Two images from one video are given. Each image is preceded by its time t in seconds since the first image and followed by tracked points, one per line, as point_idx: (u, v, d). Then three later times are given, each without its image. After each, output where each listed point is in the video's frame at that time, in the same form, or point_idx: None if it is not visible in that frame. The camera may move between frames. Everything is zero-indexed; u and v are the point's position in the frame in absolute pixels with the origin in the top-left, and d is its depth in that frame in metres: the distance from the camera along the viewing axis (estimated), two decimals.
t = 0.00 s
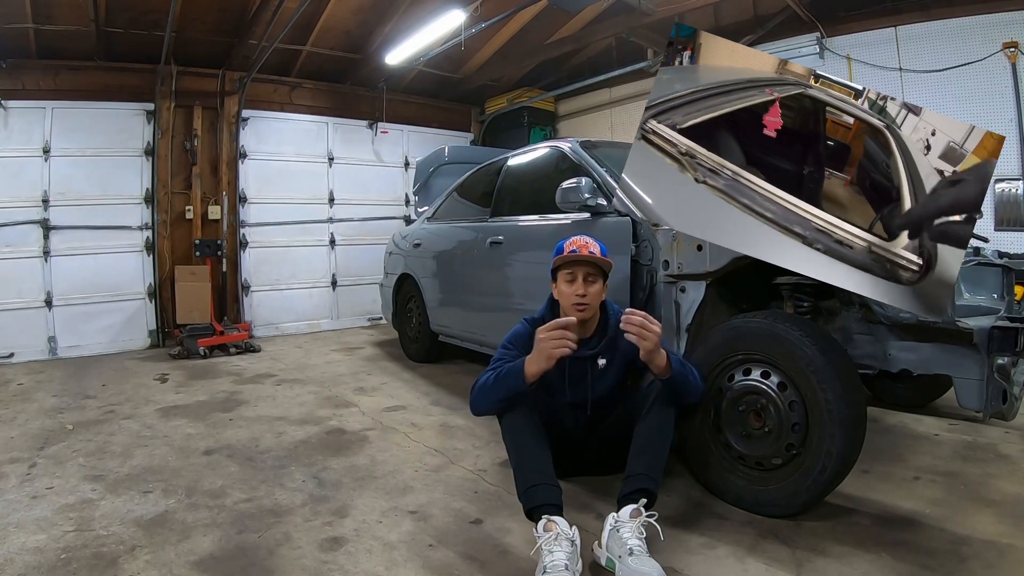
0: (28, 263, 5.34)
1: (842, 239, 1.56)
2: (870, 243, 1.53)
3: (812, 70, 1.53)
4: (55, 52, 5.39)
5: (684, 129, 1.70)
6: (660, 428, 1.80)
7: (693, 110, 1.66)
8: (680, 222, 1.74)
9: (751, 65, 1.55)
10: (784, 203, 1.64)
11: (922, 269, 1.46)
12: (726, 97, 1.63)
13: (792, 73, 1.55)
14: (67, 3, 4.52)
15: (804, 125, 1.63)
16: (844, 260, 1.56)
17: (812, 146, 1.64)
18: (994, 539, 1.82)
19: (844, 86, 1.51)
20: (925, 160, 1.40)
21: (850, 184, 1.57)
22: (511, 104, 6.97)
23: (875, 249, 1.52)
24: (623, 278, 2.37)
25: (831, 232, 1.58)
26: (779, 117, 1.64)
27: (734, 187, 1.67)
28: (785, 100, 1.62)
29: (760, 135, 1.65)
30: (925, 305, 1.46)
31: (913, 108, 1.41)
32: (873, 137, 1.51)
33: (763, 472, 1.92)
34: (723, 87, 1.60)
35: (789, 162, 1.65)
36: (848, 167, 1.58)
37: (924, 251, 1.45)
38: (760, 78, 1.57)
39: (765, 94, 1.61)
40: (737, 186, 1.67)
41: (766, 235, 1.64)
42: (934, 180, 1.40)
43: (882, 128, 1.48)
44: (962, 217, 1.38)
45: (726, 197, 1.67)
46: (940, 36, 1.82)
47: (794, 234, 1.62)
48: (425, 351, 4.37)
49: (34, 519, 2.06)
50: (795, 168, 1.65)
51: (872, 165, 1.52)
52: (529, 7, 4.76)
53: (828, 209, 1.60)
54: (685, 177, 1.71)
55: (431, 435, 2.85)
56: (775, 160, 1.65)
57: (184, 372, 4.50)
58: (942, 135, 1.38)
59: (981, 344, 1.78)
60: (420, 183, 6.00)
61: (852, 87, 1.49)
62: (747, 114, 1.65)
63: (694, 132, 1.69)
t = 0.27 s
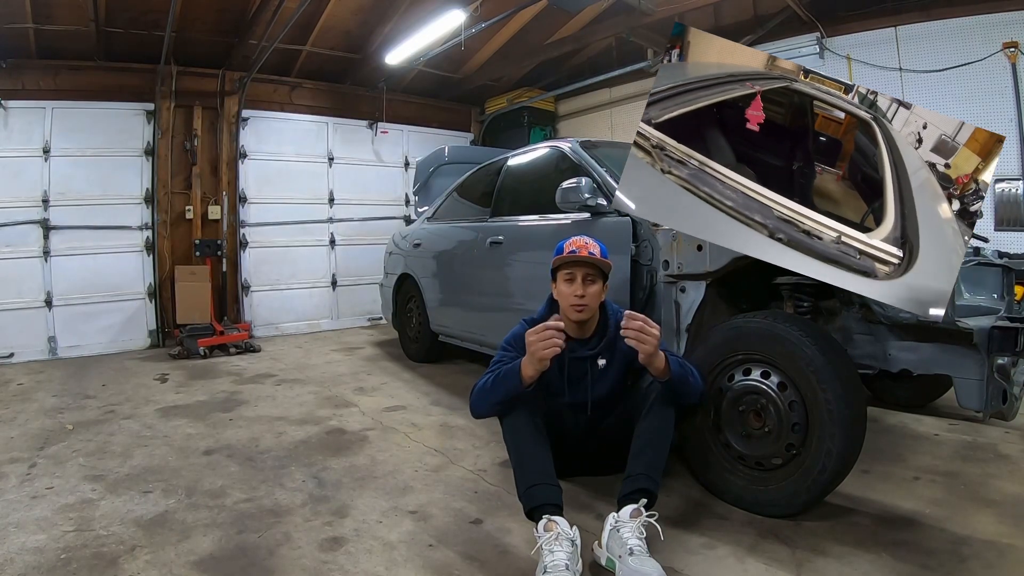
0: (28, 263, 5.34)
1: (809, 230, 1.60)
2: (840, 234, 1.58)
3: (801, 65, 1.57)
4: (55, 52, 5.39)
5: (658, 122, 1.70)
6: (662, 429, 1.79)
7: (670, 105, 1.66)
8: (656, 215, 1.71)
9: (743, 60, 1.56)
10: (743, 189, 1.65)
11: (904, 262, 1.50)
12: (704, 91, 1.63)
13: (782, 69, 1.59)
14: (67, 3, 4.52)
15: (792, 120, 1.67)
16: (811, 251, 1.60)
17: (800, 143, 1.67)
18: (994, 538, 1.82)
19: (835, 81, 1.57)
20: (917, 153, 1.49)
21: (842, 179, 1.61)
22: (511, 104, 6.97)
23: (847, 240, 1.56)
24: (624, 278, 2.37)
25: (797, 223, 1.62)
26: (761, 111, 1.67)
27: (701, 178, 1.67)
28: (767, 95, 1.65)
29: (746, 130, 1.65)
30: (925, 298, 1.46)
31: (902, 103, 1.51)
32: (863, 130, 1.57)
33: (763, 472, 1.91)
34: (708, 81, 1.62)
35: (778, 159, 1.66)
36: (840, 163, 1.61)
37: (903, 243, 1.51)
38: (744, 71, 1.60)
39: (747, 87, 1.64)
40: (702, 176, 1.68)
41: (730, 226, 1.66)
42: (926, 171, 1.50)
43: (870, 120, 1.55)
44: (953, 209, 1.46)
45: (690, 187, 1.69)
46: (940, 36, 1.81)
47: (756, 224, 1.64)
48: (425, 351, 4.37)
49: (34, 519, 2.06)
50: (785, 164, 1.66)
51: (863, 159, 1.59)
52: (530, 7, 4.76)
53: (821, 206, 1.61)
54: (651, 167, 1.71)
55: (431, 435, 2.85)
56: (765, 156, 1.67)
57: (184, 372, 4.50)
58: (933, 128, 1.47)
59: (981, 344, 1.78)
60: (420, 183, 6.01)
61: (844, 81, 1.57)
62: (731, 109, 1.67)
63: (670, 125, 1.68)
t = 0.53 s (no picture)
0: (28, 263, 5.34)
1: (794, 224, 1.65)
2: (825, 227, 1.62)
3: (795, 63, 1.56)
4: (56, 53, 5.39)
5: (651, 119, 1.76)
6: (662, 429, 1.79)
7: (661, 104, 1.72)
8: (647, 210, 1.79)
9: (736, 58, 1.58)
10: (730, 184, 1.72)
11: (892, 256, 1.54)
12: (696, 88, 1.67)
13: (777, 66, 1.59)
14: (67, 3, 4.52)
15: (785, 117, 1.73)
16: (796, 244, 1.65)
17: (795, 140, 1.73)
18: (994, 539, 1.82)
19: (829, 78, 1.56)
20: (912, 150, 1.51)
21: (838, 176, 1.66)
22: (511, 104, 6.97)
23: (831, 233, 1.61)
24: (624, 278, 2.36)
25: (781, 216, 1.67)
26: (754, 107, 1.71)
27: (690, 174, 1.73)
28: (759, 91, 1.68)
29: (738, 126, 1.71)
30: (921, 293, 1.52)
31: (897, 99, 1.52)
32: (858, 126, 1.61)
33: (763, 472, 1.91)
34: (700, 80, 1.65)
35: (773, 155, 1.73)
36: (835, 160, 1.66)
37: (892, 237, 1.55)
38: (735, 69, 1.61)
39: (738, 84, 1.65)
40: (689, 170, 1.73)
41: (714, 220, 1.72)
42: (921, 168, 1.51)
43: (864, 116, 1.57)
44: (949, 206, 1.49)
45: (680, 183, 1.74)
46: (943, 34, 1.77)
47: (739, 217, 1.71)
48: (425, 351, 4.37)
49: (34, 519, 2.06)
50: (781, 160, 1.73)
51: (859, 155, 1.63)
52: (530, 7, 4.76)
53: (816, 202, 1.67)
54: (640, 163, 1.77)
55: (431, 435, 2.85)
56: (760, 152, 1.73)
57: (184, 372, 4.50)
58: (929, 125, 1.48)
59: (981, 344, 1.78)
60: (420, 182, 6.00)
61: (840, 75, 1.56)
62: (727, 107, 1.69)
63: (661, 121, 1.75)
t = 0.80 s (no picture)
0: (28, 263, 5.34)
1: (788, 214, 1.65)
2: (818, 218, 1.62)
3: (791, 62, 1.58)
4: (56, 53, 5.40)
5: (651, 117, 1.80)
6: (662, 430, 1.79)
7: (663, 103, 1.75)
8: (651, 211, 1.86)
9: (733, 57, 1.62)
10: (727, 176, 1.73)
11: (883, 246, 1.54)
12: (696, 87, 1.71)
13: (774, 65, 1.62)
14: (67, 3, 4.52)
15: (783, 116, 1.70)
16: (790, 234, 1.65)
17: (793, 138, 1.69)
18: (994, 539, 1.82)
19: (826, 77, 1.59)
20: (909, 148, 1.51)
21: (836, 174, 1.63)
22: (511, 104, 6.97)
23: (824, 223, 1.61)
24: (624, 278, 2.36)
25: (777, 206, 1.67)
26: (751, 106, 1.70)
27: (690, 168, 1.76)
28: (757, 90, 1.68)
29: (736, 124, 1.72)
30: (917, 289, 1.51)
31: (896, 98, 1.53)
32: (857, 126, 1.58)
33: (763, 473, 1.92)
34: (699, 79, 1.68)
35: (768, 154, 1.71)
36: (833, 157, 1.63)
37: (884, 228, 1.54)
38: (734, 68, 1.65)
39: (737, 83, 1.68)
40: (691, 165, 1.76)
41: (717, 211, 1.74)
42: (918, 167, 1.51)
43: (861, 115, 1.57)
44: (945, 203, 1.49)
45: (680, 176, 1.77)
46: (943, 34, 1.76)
47: (738, 208, 1.72)
48: (425, 351, 4.37)
49: (34, 519, 2.06)
50: (777, 159, 1.70)
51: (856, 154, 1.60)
52: (530, 7, 4.76)
53: (814, 200, 1.64)
54: (643, 159, 1.82)
55: (431, 435, 2.85)
56: (756, 151, 1.72)
57: (184, 372, 4.50)
58: (927, 123, 1.49)
59: (981, 344, 1.78)
60: (420, 182, 6.01)
61: (838, 75, 1.58)
62: (725, 105, 1.71)
63: (661, 121, 1.78)
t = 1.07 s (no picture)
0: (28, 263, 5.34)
1: (786, 209, 1.67)
2: (817, 213, 1.64)
3: (791, 62, 1.60)
4: (57, 53, 5.40)
5: (651, 116, 1.86)
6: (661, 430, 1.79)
7: (663, 98, 1.80)
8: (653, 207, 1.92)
9: (732, 55, 1.65)
10: (727, 172, 1.75)
11: (882, 242, 1.55)
12: (694, 86, 1.75)
13: (773, 65, 1.65)
14: (67, 3, 4.52)
15: (783, 116, 1.69)
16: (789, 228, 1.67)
17: (792, 137, 1.68)
18: (994, 539, 1.82)
19: (826, 76, 1.59)
20: (908, 148, 1.51)
21: (835, 174, 1.62)
22: (511, 104, 6.97)
23: (822, 219, 1.63)
24: (624, 278, 2.36)
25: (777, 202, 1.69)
26: (751, 104, 1.71)
27: (690, 165, 1.80)
28: (757, 89, 1.69)
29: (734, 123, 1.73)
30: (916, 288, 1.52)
31: (895, 98, 1.52)
32: (856, 126, 1.57)
33: (763, 472, 1.92)
34: (698, 78, 1.72)
35: (769, 153, 1.70)
36: (833, 158, 1.62)
37: (883, 225, 1.55)
38: (732, 66, 1.67)
39: (736, 81, 1.69)
40: (690, 161, 1.80)
41: (716, 206, 1.77)
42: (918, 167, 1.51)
43: (860, 113, 1.56)
44: (945, 203, 1.50)
45: (681, 173, 1.82)
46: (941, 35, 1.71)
47: (734, 202, 1.75)
48: (425, 350, 4.37)
49: (34, 519, 2.06)
50: (775, 158, 1.69)
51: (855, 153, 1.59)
52: (530, 7, 4.75)
53: (815, 200, 1.65)
54: (643, 155, 1.89)
55: (431, 435, 2.85)
56: (758, 151, 1.71)
57: (184, 372, 4.50)
58: (926, 123, 1.49)
59: (981, 344, 1.78)
60: (420, 182, 6.01)
61: (837, 74, 1.58)
62: (724, 104, 1.73)
63: (661, 119, 1.83)
